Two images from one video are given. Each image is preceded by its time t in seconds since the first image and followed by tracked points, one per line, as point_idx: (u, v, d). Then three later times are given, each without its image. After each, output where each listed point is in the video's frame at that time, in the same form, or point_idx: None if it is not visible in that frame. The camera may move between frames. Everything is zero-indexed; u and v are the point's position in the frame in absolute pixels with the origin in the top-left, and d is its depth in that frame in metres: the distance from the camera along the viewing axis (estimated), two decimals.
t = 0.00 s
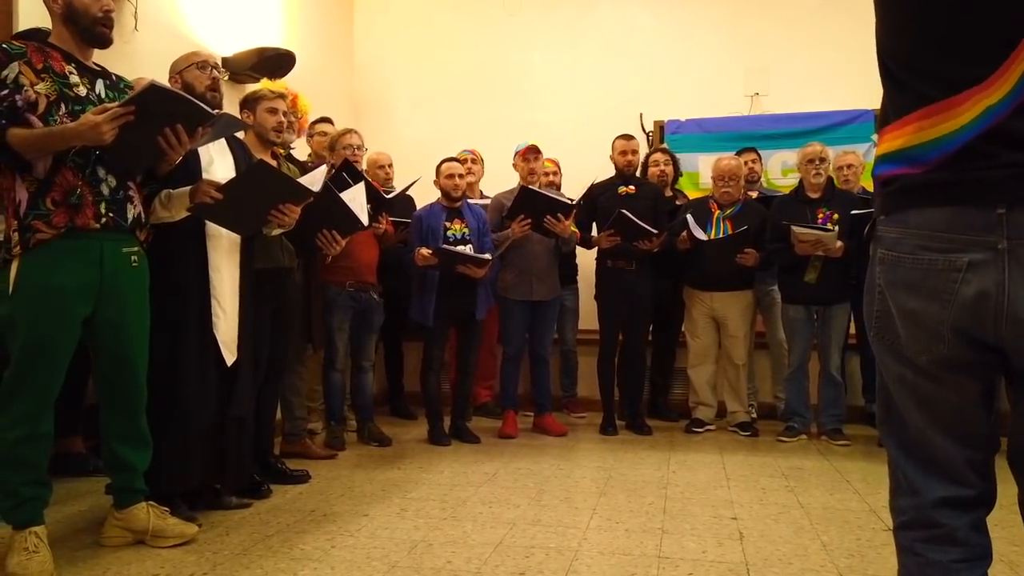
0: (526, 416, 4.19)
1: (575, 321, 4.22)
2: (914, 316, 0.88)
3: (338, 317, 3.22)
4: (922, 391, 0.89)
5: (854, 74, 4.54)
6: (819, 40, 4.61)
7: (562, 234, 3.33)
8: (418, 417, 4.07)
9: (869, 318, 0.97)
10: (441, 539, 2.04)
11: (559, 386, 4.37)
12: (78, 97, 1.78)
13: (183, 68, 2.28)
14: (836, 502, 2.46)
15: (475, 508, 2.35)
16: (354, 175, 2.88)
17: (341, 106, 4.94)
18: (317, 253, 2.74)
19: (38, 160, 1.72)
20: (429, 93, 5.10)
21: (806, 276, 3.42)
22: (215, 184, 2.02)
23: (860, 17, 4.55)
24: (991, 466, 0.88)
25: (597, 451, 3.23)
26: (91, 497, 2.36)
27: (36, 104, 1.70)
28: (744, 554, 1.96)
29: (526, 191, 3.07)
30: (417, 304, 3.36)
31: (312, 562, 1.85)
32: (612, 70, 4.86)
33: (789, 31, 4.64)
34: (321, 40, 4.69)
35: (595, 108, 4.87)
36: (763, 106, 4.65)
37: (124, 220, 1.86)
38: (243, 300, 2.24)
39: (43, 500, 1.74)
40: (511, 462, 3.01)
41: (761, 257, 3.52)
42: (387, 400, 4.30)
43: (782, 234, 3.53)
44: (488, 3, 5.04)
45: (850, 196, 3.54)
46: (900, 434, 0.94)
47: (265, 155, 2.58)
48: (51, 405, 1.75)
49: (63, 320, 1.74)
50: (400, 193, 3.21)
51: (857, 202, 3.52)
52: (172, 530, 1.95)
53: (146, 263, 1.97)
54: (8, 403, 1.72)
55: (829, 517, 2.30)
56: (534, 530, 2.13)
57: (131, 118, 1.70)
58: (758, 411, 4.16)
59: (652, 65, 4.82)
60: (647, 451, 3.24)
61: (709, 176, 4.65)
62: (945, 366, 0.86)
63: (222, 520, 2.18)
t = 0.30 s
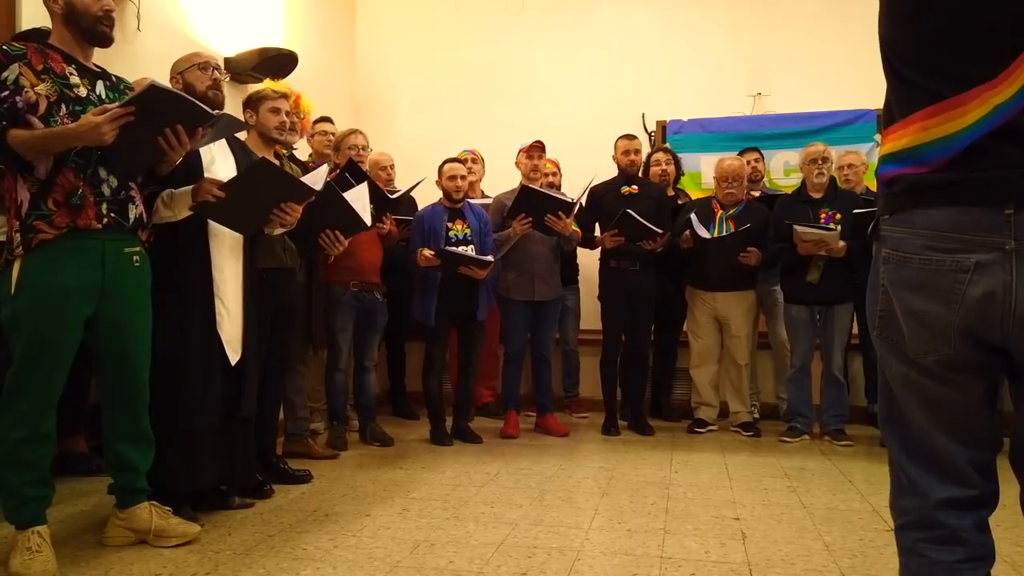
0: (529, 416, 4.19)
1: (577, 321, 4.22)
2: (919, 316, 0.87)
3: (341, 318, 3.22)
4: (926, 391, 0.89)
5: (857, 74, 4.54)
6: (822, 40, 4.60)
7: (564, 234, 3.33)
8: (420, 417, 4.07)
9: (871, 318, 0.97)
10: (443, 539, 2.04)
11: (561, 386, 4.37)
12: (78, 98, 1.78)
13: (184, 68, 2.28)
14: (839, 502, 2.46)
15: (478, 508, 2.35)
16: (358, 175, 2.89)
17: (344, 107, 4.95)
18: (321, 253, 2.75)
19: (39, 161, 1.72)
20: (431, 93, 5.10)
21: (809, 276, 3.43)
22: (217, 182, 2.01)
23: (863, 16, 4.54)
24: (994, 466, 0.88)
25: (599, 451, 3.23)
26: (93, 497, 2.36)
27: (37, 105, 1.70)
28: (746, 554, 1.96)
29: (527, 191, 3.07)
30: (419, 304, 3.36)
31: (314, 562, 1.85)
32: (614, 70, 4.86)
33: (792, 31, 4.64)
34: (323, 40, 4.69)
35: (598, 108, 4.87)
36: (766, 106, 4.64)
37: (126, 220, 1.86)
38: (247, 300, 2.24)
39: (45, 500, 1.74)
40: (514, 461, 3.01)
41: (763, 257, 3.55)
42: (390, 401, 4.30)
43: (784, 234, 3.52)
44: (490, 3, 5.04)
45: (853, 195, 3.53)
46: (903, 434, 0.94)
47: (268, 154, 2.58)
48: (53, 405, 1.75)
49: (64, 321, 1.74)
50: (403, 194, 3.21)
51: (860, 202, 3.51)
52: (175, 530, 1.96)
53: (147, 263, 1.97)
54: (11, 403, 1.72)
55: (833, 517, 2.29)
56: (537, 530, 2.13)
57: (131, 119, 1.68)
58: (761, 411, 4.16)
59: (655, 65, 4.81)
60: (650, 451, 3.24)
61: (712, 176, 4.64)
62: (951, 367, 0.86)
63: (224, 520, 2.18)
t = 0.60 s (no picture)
0: (530, 416, 4.19)
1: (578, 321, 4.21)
2: (926, 316, 0.87)
3: (345, 318, 3.22)
4: (930, 392, 0.89)
5: (859, 74, 4.53)
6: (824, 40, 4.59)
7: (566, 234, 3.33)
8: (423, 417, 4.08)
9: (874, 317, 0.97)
10: (446, 539, 2.04)
11: (563, 387, 4.37)
12: (80, 99, 1.78)
13: (186, 68, 2.28)
14: (842, 503, 2.46)
15: (481, 508, 2.35)
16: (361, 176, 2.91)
17: (346, 107, 4.95)
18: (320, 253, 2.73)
19: (42, 163, 1.72)
20: (433, 93, 5.10)
21: (811, 276, 3.44)
22: (218, 181, 2.02)
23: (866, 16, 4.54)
24: (997, 467, 0.88)
25: (601, 451, 3.23)
26: (96, 497, 2.36)
27: (39, 107, 1.71)
28: (749, 554, 1.96)
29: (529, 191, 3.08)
30: (420, 304, 3.37)
31: (317, 562, 1.85)
32: (616, 70, 4.86)
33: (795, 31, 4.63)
34: (325, 40, 4.69)
35: (599, 108, 4.86)
36: (768, 106, 4.64)
37: (128, 220, 1.86)
38: (247, 300, 2.25)
39: (48, 500, 1.74)
40: (516, 461, 3.01)
41: (765, 256, 3.54)
42: (392, 400, 4.30)
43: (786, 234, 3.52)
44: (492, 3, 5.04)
45: (855, 195, 3.53)
46: (905, 435, 0.94)
47: (270, 155, 2.58)
48: (56, 406, 1.76)
49: (67, 321, 1.74)
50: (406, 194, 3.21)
51: (862, 202, 3.51)
52: (176, 530, 1.96)
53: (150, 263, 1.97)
54: (14, 402, 1.73)
55: (835, 517, 2.29)
56: (539, 530, 2.13)
57: (133, 120, 1.69)
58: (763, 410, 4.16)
59: (656, 65, 4.81)
60: (652, 451, 3.24)
61: (714, 176, 4.64)
62: (956, 367, 0.85)
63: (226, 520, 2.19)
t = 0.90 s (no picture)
0: (532, 416, 4.19)
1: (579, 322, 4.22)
2: (934, 313, 0.86)
3: (347, 318, 3.23)
4: (936, 390, 0.88)
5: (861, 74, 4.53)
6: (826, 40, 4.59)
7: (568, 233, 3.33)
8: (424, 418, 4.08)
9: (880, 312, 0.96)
10: (447, 539, 2.04)
11: (565, 387, 4.37)
12: (83, 100, 1.79)
13: (187, 68, 2.28)
14: (844, 503, 2.46)
15: (482, 508, 2.35)
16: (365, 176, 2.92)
17: (347, 107, 4.95)
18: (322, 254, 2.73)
19: (45, 164, 1.72)
20: (435, 93, 5.11)
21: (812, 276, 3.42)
22: (220, 182, 2.01)
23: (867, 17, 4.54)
24: (1001, 468, 0.88)
25: (603, 451, 3.23)
26: (98, 497, 2.36)
27: (42, 108, 1.71)
28: (750, 555, 1.95)
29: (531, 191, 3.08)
30: (421, 303, 3.37)
31: (318, 562, 1.85)
32: (618, 70, 4.86)
33: (796, 31, 4.63)
34: (326, 40, 4.69)
35: (601, 108, 4.86)
36: (770, 106, 4.64)
37: (131, 221, 1.86)
38: (247, 299, 2.25)
39: (50, 500, 1.74)
40: (517, 461, 3.01)
41: (767, 255, 3.51)
42: (393, 400, 4.30)
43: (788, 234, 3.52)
44: (494, 3, 5.04)
45: (856, 195, 3.53)
46: (909, 434, 0.93)
47: (271, 155, 2.58)
48: (58, 406, 1.76)
49: (69, 321, 1.74)
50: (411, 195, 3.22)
51: (864, 202, 3.51)
52: (179, 530, 1.96)
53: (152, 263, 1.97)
54: (16, 402, 1.73)
55: (837, 518, 2.29)
56: (541, 530, 2.13)
57: (135, 120, 1.69)
58: (764, 411, 4.16)
59: (658, 65, 4.81)
60: (654, 452, 3.24)
61: (715, 176, 4.63)
62: (964, 366, 0.85)
63: (228, 520, 2.19)
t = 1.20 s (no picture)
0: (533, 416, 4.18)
1: (581, 322, 4.21)
2: (958, 307, 0.82)
3: (350, 318, 3.22)
4: (952, 389, 0.84)
5: (864, 74, 4.53)
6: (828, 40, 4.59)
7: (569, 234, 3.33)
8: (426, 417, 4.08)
9: (890, 308, 0.92)
10: (449, 539, 2.04)
11: (567, 387, 4.37)
12: (86, 101, 1.79)
13: (188, 68, 2.29)
14: (846, 503, 2.45)
15: (484, 508, 2.35)
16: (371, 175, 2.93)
17: (349, 107, 4.96)
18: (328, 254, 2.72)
19: (48, 164, 1.73)
20: (436, 93, 5.11)
21: (814, 276, 3.43)
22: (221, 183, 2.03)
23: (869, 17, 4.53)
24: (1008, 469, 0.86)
25: (605, 451, 3.23)
26: (100, 497, 2.36)
27: (45, 108, 1.71)
28: (752, 555, 1.95)
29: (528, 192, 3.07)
30: (422, 303, 3.37)
31: (320, 562, 1.85)
32: (619, 70, 4.86)
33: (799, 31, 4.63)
34: (328, 40, 4.70)
35: (603, 108, 4.86)
36: (772, 106, 4.64)
37: (133, 222, 1.86)
38: (250, 298, 2.25)
39: (53, 500, 1.74)
40: (519, 461, 3.01)
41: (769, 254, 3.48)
42: (395, 400, 4.31)
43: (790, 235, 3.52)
44: (495, 3, 5.04)
45: (858, 195, 3.52)
46: (915, 435, 0.89)
47: (272, 155, 2.58)
48: (61, 406, 1.76)
49: (71, 321, 1.74)
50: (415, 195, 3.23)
51: (866, 202, 3.51)
52: (181, 530, 1.96)
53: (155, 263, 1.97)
54: (19, 402, 1.73)
55: (839, 518, 2.29)
56: (543, 530, 2.13)
57: (139, 121, 1.69)
58: (766, 411, 4.16)
59: (659, 65, 4.81)
60: (656, 452, 3.24)
61: (717, 176, 4.63)
62: (984, 364, 0.82)
63: (230, 520, 2.19)
